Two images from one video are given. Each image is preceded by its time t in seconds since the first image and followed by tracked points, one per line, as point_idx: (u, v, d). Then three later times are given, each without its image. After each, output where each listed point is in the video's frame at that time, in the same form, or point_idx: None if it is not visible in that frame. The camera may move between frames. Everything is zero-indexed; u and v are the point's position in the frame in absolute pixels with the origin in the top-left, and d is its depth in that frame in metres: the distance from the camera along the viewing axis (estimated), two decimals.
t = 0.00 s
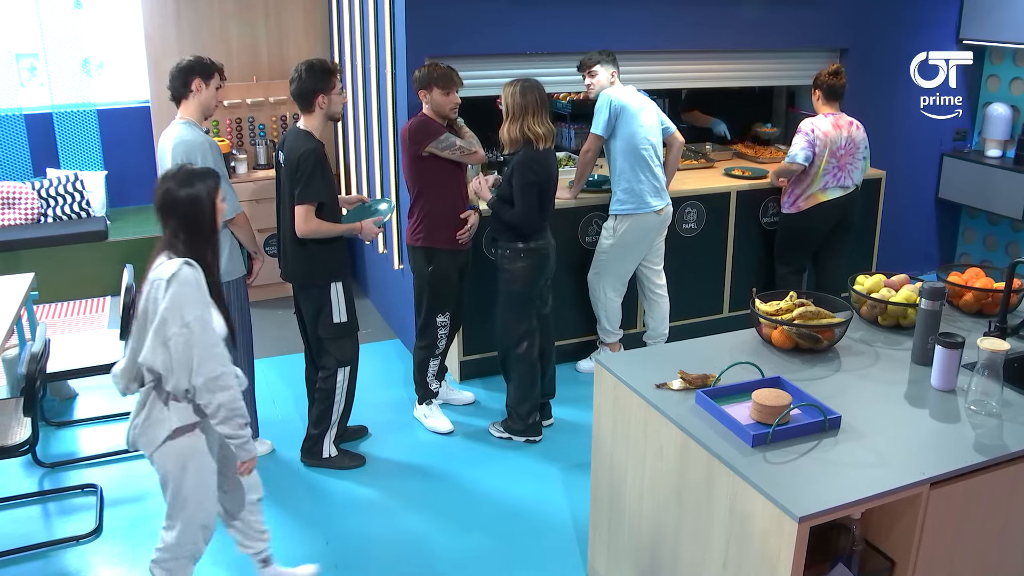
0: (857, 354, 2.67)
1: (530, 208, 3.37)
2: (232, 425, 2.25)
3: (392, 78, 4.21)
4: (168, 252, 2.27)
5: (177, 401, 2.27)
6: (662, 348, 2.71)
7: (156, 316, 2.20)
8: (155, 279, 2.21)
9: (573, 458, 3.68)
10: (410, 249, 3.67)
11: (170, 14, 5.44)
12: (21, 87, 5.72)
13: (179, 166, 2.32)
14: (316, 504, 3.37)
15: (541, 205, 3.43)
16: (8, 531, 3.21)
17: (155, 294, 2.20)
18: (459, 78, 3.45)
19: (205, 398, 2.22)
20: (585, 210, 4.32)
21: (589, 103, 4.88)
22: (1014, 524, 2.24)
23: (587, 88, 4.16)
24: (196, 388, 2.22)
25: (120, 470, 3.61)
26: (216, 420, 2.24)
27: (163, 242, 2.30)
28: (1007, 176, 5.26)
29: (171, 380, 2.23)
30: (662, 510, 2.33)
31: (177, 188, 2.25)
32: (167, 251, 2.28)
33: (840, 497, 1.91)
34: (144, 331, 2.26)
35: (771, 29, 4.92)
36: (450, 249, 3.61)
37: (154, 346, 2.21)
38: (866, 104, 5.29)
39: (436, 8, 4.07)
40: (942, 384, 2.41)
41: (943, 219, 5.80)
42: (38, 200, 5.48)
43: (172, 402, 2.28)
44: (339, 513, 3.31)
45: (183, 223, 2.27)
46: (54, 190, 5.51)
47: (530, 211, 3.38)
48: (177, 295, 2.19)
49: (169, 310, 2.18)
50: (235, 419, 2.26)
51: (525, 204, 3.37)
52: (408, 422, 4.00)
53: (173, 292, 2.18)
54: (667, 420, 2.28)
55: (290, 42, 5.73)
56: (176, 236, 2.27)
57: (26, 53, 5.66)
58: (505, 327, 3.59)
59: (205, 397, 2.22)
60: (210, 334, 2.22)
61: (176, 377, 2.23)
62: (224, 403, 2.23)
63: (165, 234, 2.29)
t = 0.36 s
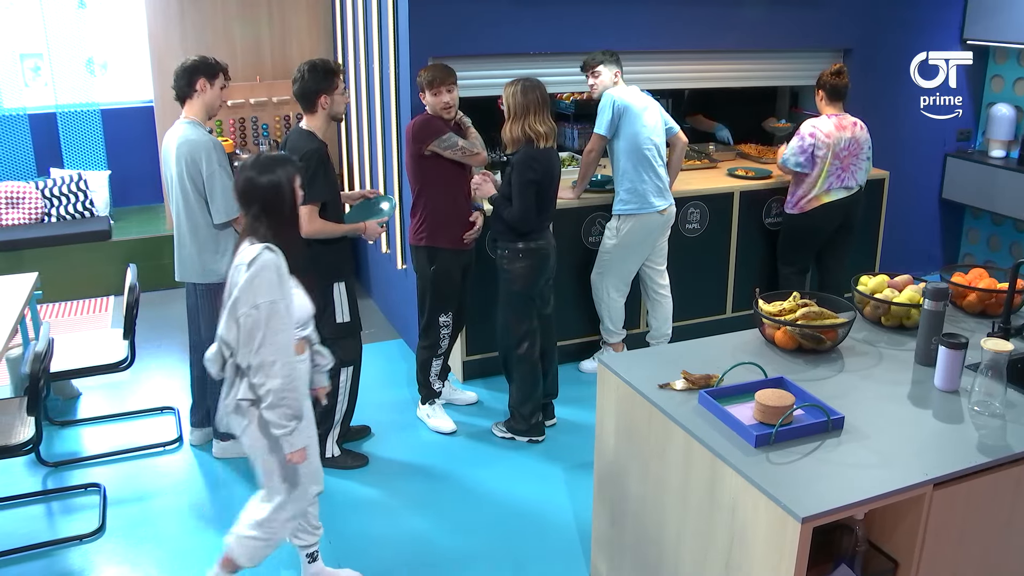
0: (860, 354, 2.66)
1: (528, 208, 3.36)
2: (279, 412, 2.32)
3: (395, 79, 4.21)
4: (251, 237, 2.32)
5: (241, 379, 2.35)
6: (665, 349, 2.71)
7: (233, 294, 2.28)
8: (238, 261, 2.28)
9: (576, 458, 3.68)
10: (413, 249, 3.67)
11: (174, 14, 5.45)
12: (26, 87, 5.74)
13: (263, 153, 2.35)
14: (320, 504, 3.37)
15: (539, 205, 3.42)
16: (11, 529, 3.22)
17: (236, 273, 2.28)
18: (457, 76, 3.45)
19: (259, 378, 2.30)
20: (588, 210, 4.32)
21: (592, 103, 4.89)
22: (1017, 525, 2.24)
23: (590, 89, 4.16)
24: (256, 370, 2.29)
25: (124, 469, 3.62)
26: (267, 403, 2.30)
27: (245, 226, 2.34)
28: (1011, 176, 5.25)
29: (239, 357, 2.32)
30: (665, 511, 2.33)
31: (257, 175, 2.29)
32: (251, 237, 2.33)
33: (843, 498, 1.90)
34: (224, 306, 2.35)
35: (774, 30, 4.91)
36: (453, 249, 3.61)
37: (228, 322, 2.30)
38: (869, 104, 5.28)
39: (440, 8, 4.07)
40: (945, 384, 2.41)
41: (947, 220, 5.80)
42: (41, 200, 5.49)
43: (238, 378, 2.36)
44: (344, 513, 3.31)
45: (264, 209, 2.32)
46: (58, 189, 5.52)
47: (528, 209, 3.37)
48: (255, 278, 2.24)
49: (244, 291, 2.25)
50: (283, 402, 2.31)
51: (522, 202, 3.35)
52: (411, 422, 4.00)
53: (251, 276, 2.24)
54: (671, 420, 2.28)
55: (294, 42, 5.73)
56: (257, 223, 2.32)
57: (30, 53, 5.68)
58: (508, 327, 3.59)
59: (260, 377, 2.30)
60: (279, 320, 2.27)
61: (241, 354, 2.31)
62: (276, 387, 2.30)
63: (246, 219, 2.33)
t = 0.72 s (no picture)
0: (863, 355, 2.66)
1: (529, 209, 3.36)
2: (373, 403, 2.38)
3: (398, 80, 4.21)
4: (332, 233, 2.39)
5: (328, 374, 2.37)
6: (667, 349, 2.71)
7: (317, 292, 2.30)
8: (320, 260, 2.31)
9: (579, 459, 3.68)
10: (416, 249, 3.68)
11: (177, 14, 5.45)
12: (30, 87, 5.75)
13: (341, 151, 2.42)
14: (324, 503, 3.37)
15: (540, 205, 3.42)
16: (15, 528, 3.22)
17: (318, 272, 2.31)
18: (461, 78, 3.45)
19: (350, 372, 2.34)
20: (591, 210, 4.32)
21: (595, 103, 4.89)
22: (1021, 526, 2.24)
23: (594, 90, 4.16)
24: (349, 365, 2.34)
25: (127, 468, 3.63)
26: (360, 396, 2.36)
27: (322, 223, 2.41)
28: (1015, 177, 5.24)
29: (326, 354, 2.35)
30: (668, 511, 2.33)
31: (340, 170, 2.37)
32: (331, 232, 2.39)
33: (845, 498, 1.90)
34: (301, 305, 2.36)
35: (778, 29, 4.91)
36: (456, 250, 3.62)
37: (311, 321, 2.31)
38: (873, 104, 5.28)
39: (443, 8, 4.07)
40: (948, 385, 2.40)
41: (951, 220, 5.79)
42: (45, 199, 5.49)
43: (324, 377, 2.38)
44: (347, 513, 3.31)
45: (346, 204, 2.40)
46: (62, 189, 5.52)
47: (529, 210, 3.37)
48: (339, 276, 2.29)
49: (329, 290, 2.29)
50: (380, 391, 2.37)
51: (524, 204, 3.35)
52: (414, 422, 4.00)
53: (336, 273, 2.28)
54: (674, 420, 2.28)
55: (297, 41, 5.74)
56: (337, 217, 2.39)
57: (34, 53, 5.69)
58: (511, 327, 3.59)
59: (351, 372, 2.34)
60: (364, 315, 2.32)
61: (328, 351, 2.33)
62: (367, 380, 2.35)
63: (329, 215, 2.41)
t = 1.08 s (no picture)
0: (867, 356, 2.66)
1: (534, 210, 3.36)
2: (500, 393, 2.46)
3: (402, 80, 4.22)
4: (432, 230, 2.38)
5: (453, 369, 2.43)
6: (670, 349, 2.71)
7: (446, 290, 2.35)
8: (439, 256, 2.34)
9: (581, 459, 3.68)
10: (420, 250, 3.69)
11: (181, 14, 5.47)
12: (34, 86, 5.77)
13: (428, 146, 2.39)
14: (327, 503, 3.37)
15: (544, 205, 3.43)
16: (18, 527, 3.23)
17: (442, 269, 2.34)
18: (463, 77, 3.45)
19: (479, 364, 2.42)
20: (594, 210, 4.32)
21: (599, 103, 4.89)
22: None
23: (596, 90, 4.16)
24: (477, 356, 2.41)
25: (130, 468, 3.64)
26: (488, 386, 2.44)
27: (416, 221, 2.40)
28: (1019, 178, 5.23)
29: (454, 348, 2.41)
30: (671, 511, 2.33)
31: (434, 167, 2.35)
32: (431, 229, 2.38)
33: (849, 499, 1.90)
34: (422, 307, 2.39)
35: (781, 30, 4.90)
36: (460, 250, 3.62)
37: (443, 317, 2.37)
38: (876, 105, 5.27)
39: (446, 9, 4.07)
40: (951, 386, 2.40)
41: (954, 221, 5.78)
42: (48, 199, 5.50)
43: (448, 373, 2.44)
44: (350, 513, 3.31)
45: (441, 199, 2.39)
46: (65, 189, 5.53)
47: (533, 212, 3.37)
48: (464, 269, 2.35)
49: (458, 284, 2.35)
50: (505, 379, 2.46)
51: (528, 205, 3.35)
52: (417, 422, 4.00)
53: (461, 267, 2.34)
54: (677, 420, 2.28)
55: (300, 42, 5.75)
56: (432, 214, 2.38)
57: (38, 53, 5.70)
58: (514, 328, 3.59)
59: (480, 364, 2.42)
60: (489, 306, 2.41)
61: (459, 346, 2.40)
62: (494, 369, 2.44)
63: (421, 214, 2.39)
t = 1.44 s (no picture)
0: (869, 356, 2.66)
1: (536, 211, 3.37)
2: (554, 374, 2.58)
3: (404, 80, 4.22)
4: (483, 225, 2.45)
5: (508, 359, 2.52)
6: (672, 349, 2.71)
7: (499, 287, 2.40)
8: (488, 252, 2.40)
9: (583, 459, 3.68)
10: (422, 250, 3.70)
11: (184, 14, 5.48)
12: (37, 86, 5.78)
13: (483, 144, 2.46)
14: (329, 503, 3.38)
15: (547, 205, 3.43)
16: (20, 527, 3.23)
17: (493, 266, 2.40)
18: (467, 77, 3.44)
19: (535, 352, 2.52)
20: (596, 210, 4.32)
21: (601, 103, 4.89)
22: None
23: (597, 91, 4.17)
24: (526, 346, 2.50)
25: (132, 467, 3.64)
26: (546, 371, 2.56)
27: (469, 216, 2.47)
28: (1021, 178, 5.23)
29: (509, 342, 2.48)
30: (672, 512, 2.33)
31: (489, 164, 2.42)
32: (482, 223, 2.46)
33: (851, 499, 1.90)
34: (473, 303, 2.44)
35: (783, 30, 4.90)
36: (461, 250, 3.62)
37: (498, 314, 2.42)
38: (878, 105, 5.27)
39: (449, 9, 4.07)
40: (953, 387, 2.40)
41: (956, 221, 5.78)
42: (51, 199, 5.51)
43: (497, 361, 2.53)
44: (352, 513, 3.32)
45: (493, 195, 2.45)
46: (68, 188, 5.54)
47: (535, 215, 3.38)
48: (513, 264, 2.40)
49: (507, 280, 2.40)
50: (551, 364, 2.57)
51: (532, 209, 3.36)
52: (419, 422, 4.01)
53: (510, 262, 2.39)
54: (678, 420, 2.28)
55: (303, 42, 5.75)
56: (484, 208, 2.45)
57: (41, 53, 5.71)
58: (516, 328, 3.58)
59: (538, 352, 2.52)
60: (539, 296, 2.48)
61: (514, 340, 2.47)
62: (551, 355, 2.54)
63: (476, 208, 2.47)
